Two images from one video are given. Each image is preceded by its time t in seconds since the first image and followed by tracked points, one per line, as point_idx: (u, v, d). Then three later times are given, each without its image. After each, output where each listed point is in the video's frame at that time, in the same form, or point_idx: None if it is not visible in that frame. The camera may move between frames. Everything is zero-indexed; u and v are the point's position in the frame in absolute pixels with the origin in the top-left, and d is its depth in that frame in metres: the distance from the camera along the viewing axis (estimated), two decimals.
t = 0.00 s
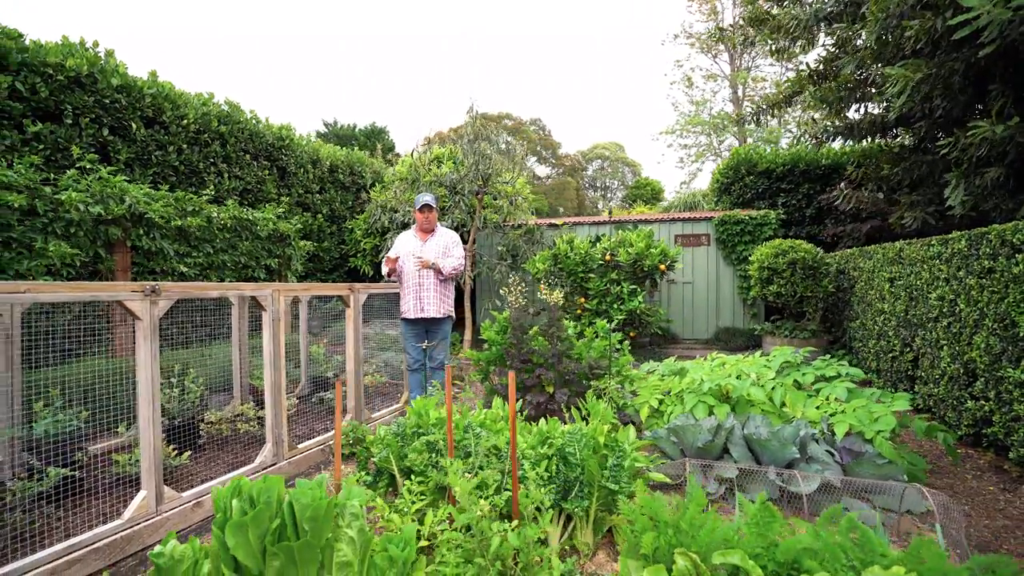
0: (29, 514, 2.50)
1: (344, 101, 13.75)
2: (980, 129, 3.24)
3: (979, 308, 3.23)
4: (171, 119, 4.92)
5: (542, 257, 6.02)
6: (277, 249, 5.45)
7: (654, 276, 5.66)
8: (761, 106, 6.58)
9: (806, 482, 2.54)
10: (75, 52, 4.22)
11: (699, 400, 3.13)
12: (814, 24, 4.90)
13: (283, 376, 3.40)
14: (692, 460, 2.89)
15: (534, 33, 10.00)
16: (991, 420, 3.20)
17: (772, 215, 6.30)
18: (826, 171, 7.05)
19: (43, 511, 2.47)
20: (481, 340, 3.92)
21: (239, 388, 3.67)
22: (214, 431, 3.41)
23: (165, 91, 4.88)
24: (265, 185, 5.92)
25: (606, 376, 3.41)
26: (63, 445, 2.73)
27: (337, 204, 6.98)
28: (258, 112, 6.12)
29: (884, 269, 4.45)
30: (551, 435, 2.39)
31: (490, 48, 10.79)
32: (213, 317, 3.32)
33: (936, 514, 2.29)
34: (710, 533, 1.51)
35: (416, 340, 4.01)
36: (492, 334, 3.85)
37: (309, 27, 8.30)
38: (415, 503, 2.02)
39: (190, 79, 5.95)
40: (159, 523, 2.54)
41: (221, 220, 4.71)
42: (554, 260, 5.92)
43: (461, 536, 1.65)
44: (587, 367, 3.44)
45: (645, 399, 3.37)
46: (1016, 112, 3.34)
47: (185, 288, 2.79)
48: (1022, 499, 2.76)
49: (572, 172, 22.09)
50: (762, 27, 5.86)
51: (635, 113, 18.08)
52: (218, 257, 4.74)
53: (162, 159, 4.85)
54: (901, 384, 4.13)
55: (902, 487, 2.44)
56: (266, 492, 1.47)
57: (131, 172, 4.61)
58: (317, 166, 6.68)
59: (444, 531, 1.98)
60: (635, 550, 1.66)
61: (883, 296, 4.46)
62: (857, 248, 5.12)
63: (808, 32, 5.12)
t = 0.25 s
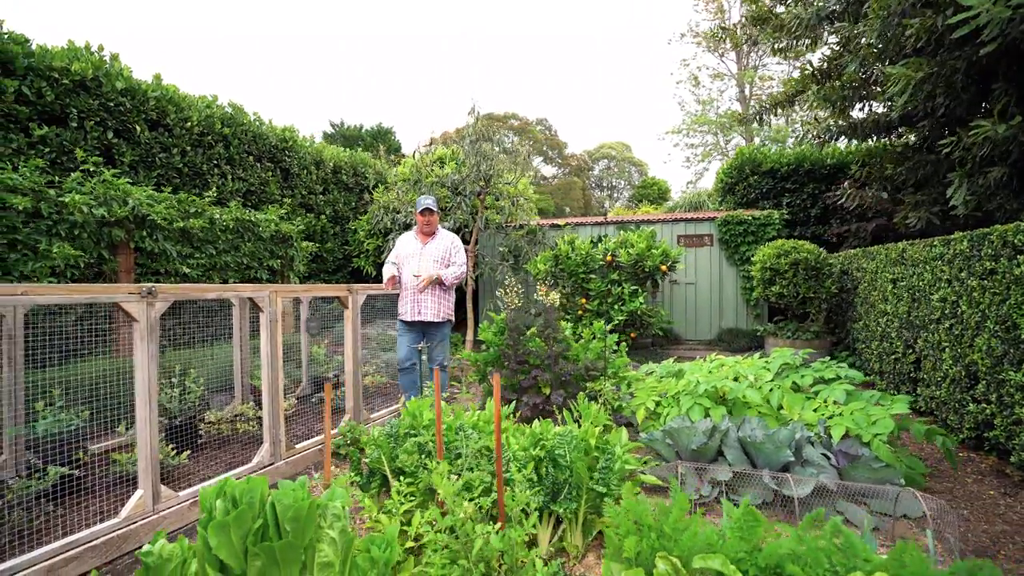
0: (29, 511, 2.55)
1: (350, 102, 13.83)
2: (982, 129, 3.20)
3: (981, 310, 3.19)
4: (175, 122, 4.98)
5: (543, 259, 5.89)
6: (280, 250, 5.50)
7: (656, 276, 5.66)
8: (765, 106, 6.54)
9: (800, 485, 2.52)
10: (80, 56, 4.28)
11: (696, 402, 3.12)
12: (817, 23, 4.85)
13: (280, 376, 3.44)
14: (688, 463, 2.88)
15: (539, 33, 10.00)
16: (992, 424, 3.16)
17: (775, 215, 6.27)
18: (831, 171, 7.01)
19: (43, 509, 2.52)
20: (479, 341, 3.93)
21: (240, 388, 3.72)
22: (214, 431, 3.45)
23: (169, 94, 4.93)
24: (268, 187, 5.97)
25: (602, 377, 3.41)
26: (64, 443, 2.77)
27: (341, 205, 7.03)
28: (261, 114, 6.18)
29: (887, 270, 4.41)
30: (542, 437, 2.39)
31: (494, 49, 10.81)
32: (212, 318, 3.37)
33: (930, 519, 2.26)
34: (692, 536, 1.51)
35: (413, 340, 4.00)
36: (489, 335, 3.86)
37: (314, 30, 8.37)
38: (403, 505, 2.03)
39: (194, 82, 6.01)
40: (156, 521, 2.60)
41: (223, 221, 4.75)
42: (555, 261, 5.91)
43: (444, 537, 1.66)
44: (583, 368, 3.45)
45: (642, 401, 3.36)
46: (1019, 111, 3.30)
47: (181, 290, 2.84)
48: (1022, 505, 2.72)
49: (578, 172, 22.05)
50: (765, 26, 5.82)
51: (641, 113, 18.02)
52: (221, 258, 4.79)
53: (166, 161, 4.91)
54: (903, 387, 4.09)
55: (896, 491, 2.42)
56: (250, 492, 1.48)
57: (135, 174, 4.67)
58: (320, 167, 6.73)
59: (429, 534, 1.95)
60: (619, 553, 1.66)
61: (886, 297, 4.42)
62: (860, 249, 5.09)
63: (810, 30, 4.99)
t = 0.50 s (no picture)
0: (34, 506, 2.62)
1: (360, 104, 13.96)
2: (986, 126, 3.13)
3: (986, 311, 3.12)
4: (182, 126, 5.07)
5: (547, 258, 5.87)
6: (285, 251, 5.57)
7: (659, 276, 5.66)
8: (771, 103, 6.46)
9: (794, 488, 2.49)
10: (90, 63, 4.39)
11: (692, 403, 3.10)
12: (821, 19, 4.78)
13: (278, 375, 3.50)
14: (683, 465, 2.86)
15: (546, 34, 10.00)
16: (998, 427, 3.09)
17: (782, 214, 6.22)
18: (840, 169, 6.94)
19: (47, 505, 2.59)
20: (478, 341, 3.94)
21: (243, 387, 3.78)
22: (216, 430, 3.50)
23: (176, 99, 5.02)
24: (274, 189, 6.06)
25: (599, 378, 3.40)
26: (69, 441, 2.84)
27: (347, 206, 7.11)
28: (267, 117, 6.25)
29: (893, 270, 4.34)
30: (532, 437, 2.40)
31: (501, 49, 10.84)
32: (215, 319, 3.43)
33: (924, 524, 2.23)
34: (669, 538, 1.51)
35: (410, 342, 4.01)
36: (487, 336, 3.87)
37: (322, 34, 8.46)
38: (390, 505, 2.05)
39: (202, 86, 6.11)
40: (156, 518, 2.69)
41: (228, 223, 4.83)
42: (558, 261, 5.90)
43: (425, 538, 1.68)
44: (579, 368, 3.48)
45: (638, 402, 3.35)
46: None
47: (180, 291, 2.90)
48: None
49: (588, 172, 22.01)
50: (770, 23, 5.75)
51: (651, 111, 17.92)
52: (227, 260, 4.87)
53: (174, 164, 5.00)
54: (909, 388, 4.02)
55: (891, 495, 2.39)
56: (231, 490, 1.52)
57: (144, 178, 4.77)
58: (326, 169, 6.81)
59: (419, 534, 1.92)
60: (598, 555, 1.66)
61: (892, 297, 4.35)
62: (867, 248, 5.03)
63: (813, 26, 4.90)
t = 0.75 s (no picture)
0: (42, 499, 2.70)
1: (370, 105, 14.08)
2: (995, 122, 3.06)
3: (994, 312, 3.05)
4: (192, 128, 5.16)
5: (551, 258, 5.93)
6: (292, 251, 5.64)
7: (664, 276, 5.63)
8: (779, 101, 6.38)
9: (790, 490, 2.47)
10: (102, 67, 4.49)
11: (690, 404, 3.08)
12: (829, 15, 4.71)
13: (279, 374, 3.56)
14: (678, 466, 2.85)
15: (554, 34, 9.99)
16: (1006, 431, 3.02)
17: (789, 214, 6.23)
18: (851, 167, 6.95)
19: (54, 498, 2.66)
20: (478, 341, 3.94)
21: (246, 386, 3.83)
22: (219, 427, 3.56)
23: (186, 102, 5.11)
24: (282, 190, 6.13)
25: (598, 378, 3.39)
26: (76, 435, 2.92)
27: (354, 207, 7.17)
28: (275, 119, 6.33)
29: (902, 270, 4.27)
30: (523, 436, 2.40)
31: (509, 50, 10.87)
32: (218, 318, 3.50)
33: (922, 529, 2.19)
34: (650, 539, 1.51)
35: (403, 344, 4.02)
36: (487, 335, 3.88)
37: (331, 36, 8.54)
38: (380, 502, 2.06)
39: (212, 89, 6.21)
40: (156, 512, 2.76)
41: (235, 223, 4.91)
42: (563, 261, 5.89)
43: (410, 535, 1.69)
44: (577, 367, 3.47)
45: (637, 402, 3.33)
46: None
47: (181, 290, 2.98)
48: None
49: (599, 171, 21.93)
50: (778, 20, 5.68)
51: (662, 111, 17.81)
52: (234, 259, 4.94)
53: (183, 166, 5.09)
54: (917, 391, 3.95)
55: (888, 500, 2.36)
56: (216, 485, 1.55)
57: (154, 179, 4.86)
58: (334, 170, 6.88)
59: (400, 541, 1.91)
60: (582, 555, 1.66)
61: (901, 298, 4.28)
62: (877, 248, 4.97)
63: (821, 22, 4.83)
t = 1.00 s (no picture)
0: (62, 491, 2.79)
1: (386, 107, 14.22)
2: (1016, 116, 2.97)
3: (1015, 313, 2.95)
4: (208, 131, 5.27)
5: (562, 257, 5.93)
6: (306, 251, 5.73)
7: (676, 276, 5.59)
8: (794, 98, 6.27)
9: (798, 494, 2.43)
10: (122, 73, 4.61)
11: (698, 405, 3.05)
12: (844, 9, 4.62)
13: (288, 372, 3.64)
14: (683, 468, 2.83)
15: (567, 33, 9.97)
16: None
17: (804, 213, 6.22)
18: (869, 166, 7.01)
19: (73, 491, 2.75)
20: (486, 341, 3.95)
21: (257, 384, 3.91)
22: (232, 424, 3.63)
23: (202, 106, 5.23)
24: (297, 191, 6.24)
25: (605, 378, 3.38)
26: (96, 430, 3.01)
27: (368, 208, 7.26)
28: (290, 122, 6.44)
29: (920, 269, 4.16)
30: (525, 436, 2.41)
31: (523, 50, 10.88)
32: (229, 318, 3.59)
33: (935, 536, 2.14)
34: (644, 541, 1.50)
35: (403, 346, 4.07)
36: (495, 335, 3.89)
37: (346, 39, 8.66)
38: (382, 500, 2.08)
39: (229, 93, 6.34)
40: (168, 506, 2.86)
41: (249, 224, 5.00)
42: (573, 261, 5.87)
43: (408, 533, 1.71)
44: (584, 367, 3.46)
45: (644, 403, 3.31)
46: None
47: (194, 292, 3.12)
48: None
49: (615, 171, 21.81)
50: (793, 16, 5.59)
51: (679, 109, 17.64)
52: (249, 260, 5.04)
53: (200, 169, 5.21)
54: (936, 394, 3.85)
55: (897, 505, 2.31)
56: (215, 480, 1.58)
57: (172, 182, 4.98)
58: (348, 171, 6.97)
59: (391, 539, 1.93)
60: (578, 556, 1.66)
61: (920, 298, 4.17)
62: (896, 247, 4.87)
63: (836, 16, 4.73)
